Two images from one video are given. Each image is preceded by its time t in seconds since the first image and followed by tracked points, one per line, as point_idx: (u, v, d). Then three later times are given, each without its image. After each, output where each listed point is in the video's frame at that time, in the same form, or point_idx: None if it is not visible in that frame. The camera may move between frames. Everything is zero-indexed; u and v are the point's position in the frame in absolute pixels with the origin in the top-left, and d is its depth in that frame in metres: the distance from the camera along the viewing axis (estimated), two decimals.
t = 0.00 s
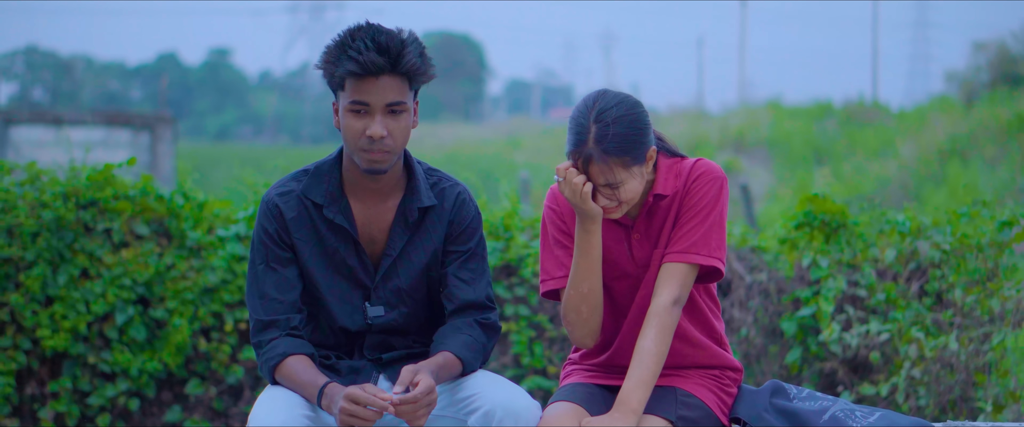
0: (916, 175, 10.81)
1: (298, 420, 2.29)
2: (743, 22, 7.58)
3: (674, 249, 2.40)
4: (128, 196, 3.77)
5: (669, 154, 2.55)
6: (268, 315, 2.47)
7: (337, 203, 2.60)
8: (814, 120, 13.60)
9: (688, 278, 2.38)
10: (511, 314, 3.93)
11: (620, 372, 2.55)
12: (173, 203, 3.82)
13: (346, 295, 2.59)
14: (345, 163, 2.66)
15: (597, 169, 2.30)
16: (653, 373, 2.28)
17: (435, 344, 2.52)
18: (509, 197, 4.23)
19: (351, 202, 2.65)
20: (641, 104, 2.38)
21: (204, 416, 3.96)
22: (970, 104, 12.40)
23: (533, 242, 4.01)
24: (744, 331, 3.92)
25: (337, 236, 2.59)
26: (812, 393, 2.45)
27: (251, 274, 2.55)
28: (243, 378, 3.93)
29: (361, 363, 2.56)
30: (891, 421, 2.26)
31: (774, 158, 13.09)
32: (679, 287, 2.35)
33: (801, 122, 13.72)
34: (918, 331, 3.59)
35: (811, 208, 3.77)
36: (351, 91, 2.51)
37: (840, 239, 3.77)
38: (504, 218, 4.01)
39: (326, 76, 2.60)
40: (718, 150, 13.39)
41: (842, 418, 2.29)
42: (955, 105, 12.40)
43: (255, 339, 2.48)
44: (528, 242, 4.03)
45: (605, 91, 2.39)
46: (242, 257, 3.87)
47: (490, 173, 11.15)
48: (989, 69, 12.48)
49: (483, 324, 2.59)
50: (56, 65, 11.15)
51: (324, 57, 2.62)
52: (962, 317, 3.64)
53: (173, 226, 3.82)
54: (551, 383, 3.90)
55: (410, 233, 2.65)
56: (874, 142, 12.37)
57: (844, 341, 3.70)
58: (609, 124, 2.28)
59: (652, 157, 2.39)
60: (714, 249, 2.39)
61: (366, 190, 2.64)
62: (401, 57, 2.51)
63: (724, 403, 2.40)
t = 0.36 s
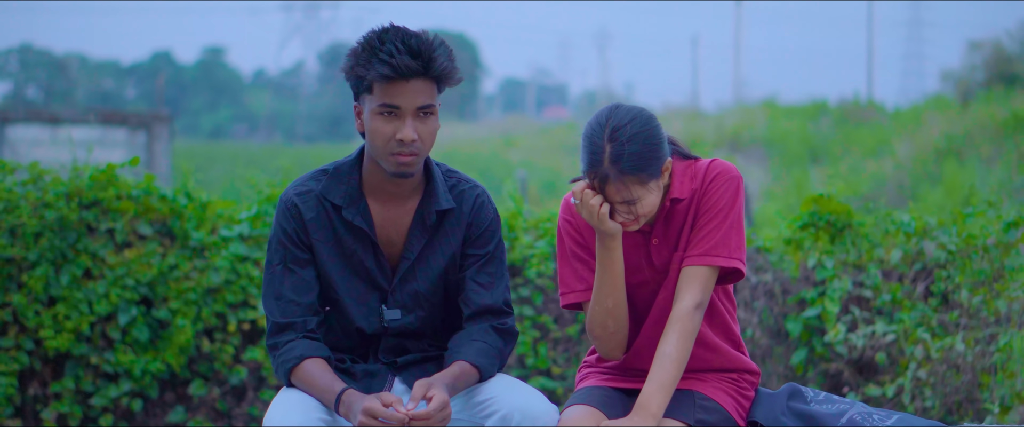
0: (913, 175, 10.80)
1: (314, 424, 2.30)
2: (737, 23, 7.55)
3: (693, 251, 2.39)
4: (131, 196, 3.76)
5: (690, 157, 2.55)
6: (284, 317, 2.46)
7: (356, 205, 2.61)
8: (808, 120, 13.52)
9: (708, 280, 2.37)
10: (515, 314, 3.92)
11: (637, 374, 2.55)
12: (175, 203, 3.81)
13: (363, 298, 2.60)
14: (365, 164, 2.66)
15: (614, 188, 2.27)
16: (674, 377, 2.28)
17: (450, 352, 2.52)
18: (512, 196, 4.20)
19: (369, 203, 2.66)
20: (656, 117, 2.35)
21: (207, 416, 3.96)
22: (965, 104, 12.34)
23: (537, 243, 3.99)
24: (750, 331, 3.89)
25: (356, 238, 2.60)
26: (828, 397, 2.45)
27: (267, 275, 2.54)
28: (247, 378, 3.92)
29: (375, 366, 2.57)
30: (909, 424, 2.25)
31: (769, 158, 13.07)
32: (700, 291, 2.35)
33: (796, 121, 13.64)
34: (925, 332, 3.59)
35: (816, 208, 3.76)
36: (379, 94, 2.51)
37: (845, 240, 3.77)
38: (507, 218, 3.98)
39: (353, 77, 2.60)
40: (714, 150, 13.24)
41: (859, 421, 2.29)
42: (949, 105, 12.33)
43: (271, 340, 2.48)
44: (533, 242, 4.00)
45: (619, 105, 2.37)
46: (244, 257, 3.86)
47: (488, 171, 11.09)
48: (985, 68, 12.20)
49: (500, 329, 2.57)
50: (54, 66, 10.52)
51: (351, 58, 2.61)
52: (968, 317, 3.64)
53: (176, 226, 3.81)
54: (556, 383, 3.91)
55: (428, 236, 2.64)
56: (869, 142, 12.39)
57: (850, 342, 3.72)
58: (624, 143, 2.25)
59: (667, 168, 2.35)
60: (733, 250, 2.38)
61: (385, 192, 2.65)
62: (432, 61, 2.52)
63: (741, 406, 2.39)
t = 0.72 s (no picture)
0: (897, 173, 10.20)
1: (316, 417, 2.29)
2: (721, 22, 7.40)
3: (700, 245, 2.39)
4: (123, 192, 3.74)
5: (700, 152, 2.55)
6: (291, 309, 2.46)
7: (370, 195, 2.60)
8: (793, 117, 12.54)
9: (715, 274, 2.37)
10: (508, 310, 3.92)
11: (642, 368, 2.55)
12: (167, 198, 3.76)
13: (374, 289, 2.59)
14: (380, 155, 2.67)
15: (619, 192, 2.26)
16: (680, 371, 2.28)
17: (453, 346, 2.52)
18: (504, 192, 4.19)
19: (382, 193, 2.66)
20: (660, 118, 2.33)
21: (198, 413, 3.95)
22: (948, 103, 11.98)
23: (530, 239, 3.98)
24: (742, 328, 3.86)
25: (369, 228, 2.59)
26: (833, 389, 2.44)
27: (274, 263, 2.52)
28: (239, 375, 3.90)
29: (378, 360, 2.56)
30: (914, 418, 2.25)
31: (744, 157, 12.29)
32: (707, 285, 2.35)
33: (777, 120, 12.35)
34: (918, 327, 3.61)
35: (810, 203, 3.80)
36: (411, 87, 2.51)
37: (838, 235, 3.81)
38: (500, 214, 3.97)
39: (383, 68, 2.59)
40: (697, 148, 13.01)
41: (864, 414, 2.28)
42: (934, 100, 12.00)
43: (276, 331, 2.47)
44: (525, 238, 3.99)
45: (625, 108, 2.34)
46: (236, 253, 3.81)
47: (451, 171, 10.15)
48: (969, 66, 12.26)
49: (504, 323, 2.58)
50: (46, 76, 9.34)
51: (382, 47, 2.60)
52: (961, 313, 3.66)
53: (168, 222, 3.77)
54: (548, 380, 3.92)
55: (440, 228, 2.65)
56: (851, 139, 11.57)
57: (844, 338, 3.72)
58: (629, 149, 2.22)
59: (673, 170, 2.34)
60: (741, 244, 2.37)
61: (399, 183, 2.65)
62: (470, 57, 2.53)
63: (745, 399, 2.41)
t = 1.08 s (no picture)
0: (858, 172, 9.73)
1: (295, 416, 2.28)
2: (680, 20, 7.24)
3: (677, 240, 2.39)
4: (89, 189, 3.67)
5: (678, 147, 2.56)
6: (272, 302, 2.44)
7: (356, 188, 2.57)
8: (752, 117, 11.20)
9: (692, 269, 2.38)
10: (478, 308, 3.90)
11: (621, 364, 2.55)
12: (134, 196, 3.70)
13: (356, 283, 2.56)
14: (368, 149, 2.65)
15: (598, 196, 2.25)
16: (658, 367, 2.29)
17: (430, 342, 2.52)
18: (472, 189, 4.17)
19: (368, 186, 2.64)
20: (636, 121, 2.32)
21: (165, 412, 3.88)
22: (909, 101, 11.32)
23: (499, 236, 3.96)
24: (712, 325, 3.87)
25: (353, 221, 2.57)
26: (810, 385, 2.49)
27: (256, 256, 2.50)
28: (206, 374, 3.83)
29: (355, 357, 2.53)
30: (892, 414, 2.30)
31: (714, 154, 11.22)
32: (685, 280, 2.36)
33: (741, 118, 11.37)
34: (887, 324, 3.66)
35: (779, 201, 3.82)
36: (444, 87, 2.51)
37: (807, 232, 3.84)
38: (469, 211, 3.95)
39: (403, 65, 2.52)
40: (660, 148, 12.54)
41: (843, 410, 2.33)
42: (893, 101, 11.08)
43: (255, 325, 2.45)
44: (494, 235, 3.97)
45: (601, 111, 2.33)
46: (203, 251, 3.74)
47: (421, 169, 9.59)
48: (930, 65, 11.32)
49: (481, 319, 2.58)
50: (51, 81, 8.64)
51: (403, 42, 2.52)
52: (929, 310, 3.74)
53: (134, 220, 3.71)
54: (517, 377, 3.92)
55: (425, 222, 2.63)
56: (814, 137, 10.77)
57: (813, 335, 3.75)
58: (607, 153, 2.21)
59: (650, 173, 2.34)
60: (718, 239, 2.38)
61: (388, 177, 2.63)
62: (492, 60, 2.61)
63: (723, 396, 2.42)
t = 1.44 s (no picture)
0: (823, 171, 9.87)
1: (278, 418, 2.26)
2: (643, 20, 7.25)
3: (662, 245, 2.39)
4: (58, 189, 3.59)
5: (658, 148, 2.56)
6: (259, 300, 2.42)
7: (345, 186, 2.55)
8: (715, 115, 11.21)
9: (679, 272, 2.38)
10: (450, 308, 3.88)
11: (604, 366, 2.56)
12: (105, 195, 3.62)
13: (342, 282, 2.53)
14: (359, 147, 2.62)
15: (576, 205, 2.25)
16: (645, 371, 2.29)
17: (412, 344, 2.51)
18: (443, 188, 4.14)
19: (357, 185, 2.61)
20: (612, 128, 2.32)
21: (135, 413, 3.82)
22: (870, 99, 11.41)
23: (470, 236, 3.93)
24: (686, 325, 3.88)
25: (340, 220, 2.54)
26: (793, 387, 2.50)
27: (242, 253, 2.47)
28: (176, 374, 3.77)
29: (337, 358, 2.51)
30: (875, 415, 2.33)
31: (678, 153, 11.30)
32: (674, 284, 2.36)
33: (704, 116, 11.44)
34: (859, 323, 3.71)
35: (750, 200, 3.86)
36: (439, 85, 2.51)
37: (778, 232, 3.86)
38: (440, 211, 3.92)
39: (400, 63, 2.51)
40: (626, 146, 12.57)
41: (826, 411, 2.35)
42: (856, 97, 11.12)
43: (240, 323, 2.42)
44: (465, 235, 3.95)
45: (577, 119, 2.32)
46: (174, 251, 3.68)
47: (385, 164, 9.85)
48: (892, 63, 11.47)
49: (464, 320, 2.57)
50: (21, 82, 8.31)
51: (399, 40, 2.51)
52: (901, 309, 3.80)
53: (104, 219, 3.63)
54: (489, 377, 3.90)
55: (413, 222, 2.62)
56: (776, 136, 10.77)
57: (785, 334, 3.79)
58: (584, 161, 2.21)
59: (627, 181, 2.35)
60: (706, 241, 2.39)
61: (378, 175, 2.61)
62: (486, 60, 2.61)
63: (707, 397, 2.43)
